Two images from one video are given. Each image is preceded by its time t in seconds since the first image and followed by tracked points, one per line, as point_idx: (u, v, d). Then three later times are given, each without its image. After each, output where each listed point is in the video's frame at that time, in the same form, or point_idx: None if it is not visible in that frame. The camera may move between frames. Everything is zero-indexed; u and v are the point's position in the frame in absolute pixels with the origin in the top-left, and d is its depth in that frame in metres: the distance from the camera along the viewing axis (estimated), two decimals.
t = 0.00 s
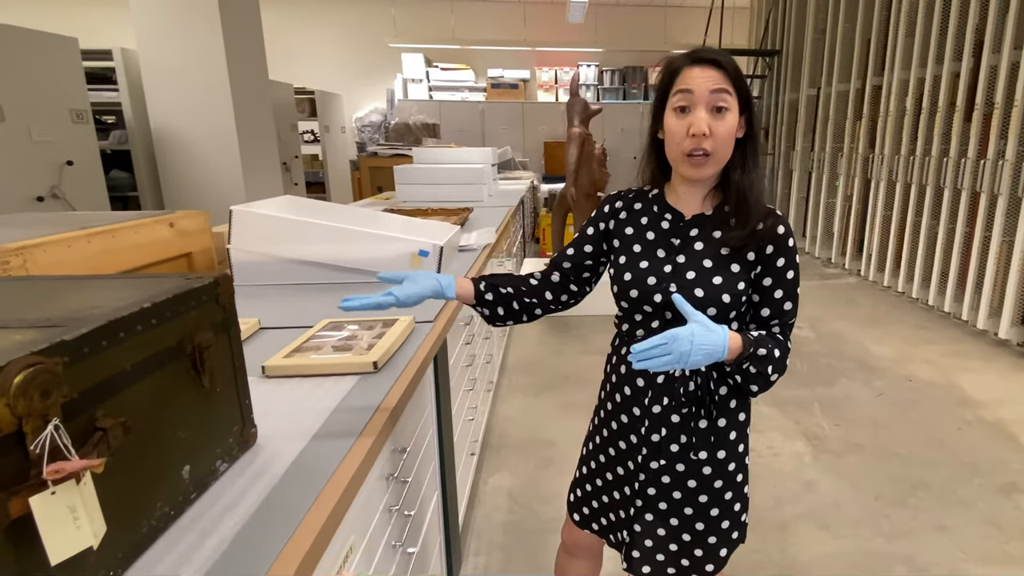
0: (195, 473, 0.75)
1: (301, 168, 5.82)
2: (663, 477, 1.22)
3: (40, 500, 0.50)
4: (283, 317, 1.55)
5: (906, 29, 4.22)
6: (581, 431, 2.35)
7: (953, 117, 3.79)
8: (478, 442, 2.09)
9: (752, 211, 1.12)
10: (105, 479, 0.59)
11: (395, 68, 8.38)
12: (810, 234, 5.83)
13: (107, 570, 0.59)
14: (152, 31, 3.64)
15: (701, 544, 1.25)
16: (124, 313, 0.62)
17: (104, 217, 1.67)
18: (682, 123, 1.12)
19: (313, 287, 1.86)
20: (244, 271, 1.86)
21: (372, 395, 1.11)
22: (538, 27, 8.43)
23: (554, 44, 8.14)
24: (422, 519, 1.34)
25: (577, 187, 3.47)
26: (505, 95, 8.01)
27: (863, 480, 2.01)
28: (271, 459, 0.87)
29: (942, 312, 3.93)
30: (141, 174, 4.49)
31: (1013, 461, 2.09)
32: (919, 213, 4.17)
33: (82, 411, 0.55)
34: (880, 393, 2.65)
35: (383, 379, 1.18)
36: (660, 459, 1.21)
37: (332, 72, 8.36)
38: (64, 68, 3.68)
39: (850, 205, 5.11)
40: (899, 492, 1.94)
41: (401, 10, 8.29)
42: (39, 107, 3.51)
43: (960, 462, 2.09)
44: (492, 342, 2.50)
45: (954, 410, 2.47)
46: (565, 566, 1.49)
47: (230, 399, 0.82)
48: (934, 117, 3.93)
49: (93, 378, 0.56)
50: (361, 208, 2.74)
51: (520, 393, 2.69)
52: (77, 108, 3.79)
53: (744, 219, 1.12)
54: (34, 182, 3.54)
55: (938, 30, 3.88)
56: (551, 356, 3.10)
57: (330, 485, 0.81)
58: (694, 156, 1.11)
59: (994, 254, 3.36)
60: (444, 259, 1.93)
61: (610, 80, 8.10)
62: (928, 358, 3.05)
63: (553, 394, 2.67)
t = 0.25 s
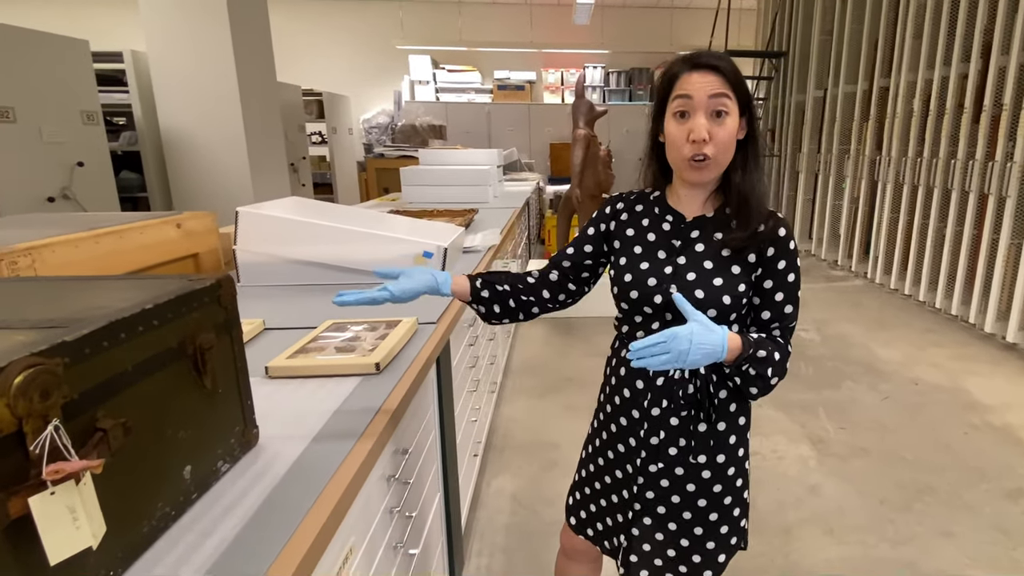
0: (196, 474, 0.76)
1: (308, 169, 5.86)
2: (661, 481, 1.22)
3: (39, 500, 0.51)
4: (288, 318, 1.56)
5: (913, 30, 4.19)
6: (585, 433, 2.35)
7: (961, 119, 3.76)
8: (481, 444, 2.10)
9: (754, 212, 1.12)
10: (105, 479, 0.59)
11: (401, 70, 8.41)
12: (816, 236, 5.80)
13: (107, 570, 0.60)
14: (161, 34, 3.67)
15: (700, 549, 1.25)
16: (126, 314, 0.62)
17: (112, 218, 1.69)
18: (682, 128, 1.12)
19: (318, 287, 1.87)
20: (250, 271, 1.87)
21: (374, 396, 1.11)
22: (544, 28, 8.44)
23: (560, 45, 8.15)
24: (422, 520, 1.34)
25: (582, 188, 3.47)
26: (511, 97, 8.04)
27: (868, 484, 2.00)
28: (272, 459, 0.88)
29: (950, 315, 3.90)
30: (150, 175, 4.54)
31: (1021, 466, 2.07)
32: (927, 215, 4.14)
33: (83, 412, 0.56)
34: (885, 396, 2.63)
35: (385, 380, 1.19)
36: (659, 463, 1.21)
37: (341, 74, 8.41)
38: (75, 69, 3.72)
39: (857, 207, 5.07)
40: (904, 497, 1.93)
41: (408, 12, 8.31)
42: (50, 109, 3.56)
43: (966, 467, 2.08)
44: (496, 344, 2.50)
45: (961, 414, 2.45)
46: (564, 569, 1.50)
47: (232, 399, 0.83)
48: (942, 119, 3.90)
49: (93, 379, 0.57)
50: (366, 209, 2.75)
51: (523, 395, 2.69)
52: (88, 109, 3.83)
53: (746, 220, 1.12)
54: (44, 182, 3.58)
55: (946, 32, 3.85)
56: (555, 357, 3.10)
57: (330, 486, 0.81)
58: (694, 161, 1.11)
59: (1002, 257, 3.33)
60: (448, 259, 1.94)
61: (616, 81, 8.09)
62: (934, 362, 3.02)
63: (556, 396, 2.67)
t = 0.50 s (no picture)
0: (198, 475, 0.76)
1: (314, 171, 5.89)
2: (660, 486, 1.22)
3: (40, 502, 0.52)
4: (291, 320, 1.57)
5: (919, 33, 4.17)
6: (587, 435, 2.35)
7: (967, 123, 3.74)
8: (483, 446, 2.10)
9: (752, 219, 1.12)
10: (106, 482, 0.60)
11: (408, 73, 8.43)
12: (821, 239, 5.78)
13: (108, 571, 0.61)
14: (169, 36, 3.70)
15: (698, 555, 1.25)
16: (128, 316, 0.63)
17: (118, 219, 1.71)
18: (680, 128, 1.13)
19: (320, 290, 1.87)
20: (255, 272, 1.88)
21: (375, 398, 1.12)
22: (549, 31, 8.45)
23: (565, 48, 8.16)
24: (423, 522, 1.35)
25: (586, 191, 3.47)
26: (517, 99, 8.07)
27: (871, 490, 1.99)
28: (273, 462, 0.89)
29: (955, 320, 3.88)
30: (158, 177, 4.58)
31: None
32: (932, 219, 4.12)
33: (85, 416, 0.57)
34: (889, 401, 2.62)
35: (387, 383, 1.20)
36: (658, 467, 1.21)
37: (347, 76, 8.45)
38: (83, 72, 3.75)
39: (862, 211, 5.05)
40: (908, 503, 1.92)
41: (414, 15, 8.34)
42: (60, 110, 3.59)
43: (971, 473, 2.06)
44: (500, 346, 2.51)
45: (965, 420, 2.44)
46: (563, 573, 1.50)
47: (234, 402, 0.84)
48: (948, 122, 3.88)
49: (94, 382, 0.57)
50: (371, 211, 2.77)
51: (526, 397, 2.70)
52: (97, 111, 3.86)
53: (744, 227, 1.12)
54: (53, 184, 3.61)
55: (952, 35, 3.83)
56: (559, 360, 3.10)
57: (329, 489, 0.82)
58: (691, 161, 1.11)
59: (1008, 261, 3.31)
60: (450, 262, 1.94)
61: (621, 84, 8.08)
62: (939, 367, 3.01)
63: (559, 399, 2.67)
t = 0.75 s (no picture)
0: (203, 477, 0.78)
1: (321, 174, 5.92)
2: (661, 489, 1.23)
3: (46, 504, 0.53)
4: (296, 323, 1.58)
5: (925, 37, 4.16)
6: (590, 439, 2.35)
7: (972, 126, 3.72)
8: (487, 449, 2.11)
9: (745, 227, 1.12)
10: (112, 483, 0.61)
11: (413, 77, 8.47)
12: (826, 243, 5.75)
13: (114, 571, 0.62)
14: (178, 41, 3.73)
15: (700, 557, 1.25)
16: (135, 320, 0.65)
17: (127, 223, 1.73)
18: (678, 130, 1.13)
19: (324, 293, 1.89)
20: (261, 275, 1.90)
21: (377, 402, 1.13)
22: (554, 35, 8.47)
23: (569, 52, 8.18)
24: (427, 524, 1.36)
25: (590, 194, 3.48)
26: (522, 102, 8.00)
27: (875, 495, 1.98)
28: (278, 463, 0.91)
29: (961, 324, 3.85)
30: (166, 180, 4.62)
31: None
32: (937, 223, 4.10)
33: (91, 419, 0.58)
34: (894, 406, 2.60)
35: (390, 386, 1.21)
36: (659, 470, 1.22)
37: (354, 80, 8.50)
38: (94, 76, 3.80)
39: (867, 214, 5.03)
40: (912, 508, 1.91)
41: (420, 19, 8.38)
42: (70, 114, 3.64)
43: (975, 478, 2.05)
44: (504, 348, 2.51)
45: (970, 425, 2.43)
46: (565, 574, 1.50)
47: (238, 405, 0.85)
48: (953, 126, 3.87)
49: (100, 385, 0.59)
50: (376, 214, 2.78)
51: (530, 400, 2.70)
52: (106, 115, 3.91)
53: (737, 235, 1.13)
54: (63, 186, 3.65)
55: (957, 39, 3.81)
56: (562, 363, 3.11)
57: (330, 493, 0.83)
58: (687, 163, 1.11)
59: (1014, 265, 3.29)
60: (454, 266, 1.95)
61: (626, 88, 8.08)
62: (944, 371, 2.99)
63: (563, 402, 2.67)
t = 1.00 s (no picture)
0: (209, 476, 0.79)
1: (329, 176, 5.96)
2: (667, 491, 1.23)
3: (55, 501, 0.55)
4: (303, 324, 1.60)
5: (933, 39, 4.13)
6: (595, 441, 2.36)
7: (981, 129, 3.69)
8: (492, 450, 2.12)
9: (746, 229, 1.13)
10: (121, 481, 0.63)
11: (420, 79, 8.50)
12: (832, 246, 5.72)
13: (121, 568, 0.64)
14: (188, 44, 3.77)
15: (707, 559, 1.25)
16: (143, 321, 0.66)
17: (137, 224, 1.75)
18: (680, 136, 1.14)
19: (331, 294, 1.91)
20: (269, 277, 1.92)
21: (383, 402, 1.15)
22: (561, 38, 8.49)
23: (576, 54, 8.19)
24: (432, 524, 1.37)
25: (596, 197, 3.48)
26: (528, 105, 8.07)
27: (881, 500, 1.97)
28: (283, 463, 0.92)
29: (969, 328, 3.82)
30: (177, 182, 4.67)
31: None
32: (945, 226, 4.07)
33: (99, 418, 0.60)
34: (900, 410, 2.59)
35: (395, 387, 1.22)
36: (665, 473, 1.23)
37: (362, 83, 8.55)
38: (106, 79, 3.85)
39: (874, 217, 5.00)
40: (917, 513, 1.90)
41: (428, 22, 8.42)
42: (83, 117, 3.69)
43: (982, 483, 2.04)
44: (509, 350, 2.52)
45: (977, 429, 2.41)
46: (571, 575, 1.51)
47: (245, 406, 0.87)
48: (962, 129, 3.84)
49: (109, 385, 0.60)
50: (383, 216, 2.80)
51: (534, 402, 2.71)
52: (118, 118, 3.96)
53: (738, 237, 1.14)
54: (76, 188, 3.70)
55: (965, 41, 3.79)
56: (567, 365, 3.11)
57: (334, 493, 0.84)
58: (689, 169, 1.12)
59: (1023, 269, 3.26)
60: (460, 268, 1.96)
61: (632, 90, 8.07)
62: (951, 375, 2.97)
63: (567, 404, 2.68)
